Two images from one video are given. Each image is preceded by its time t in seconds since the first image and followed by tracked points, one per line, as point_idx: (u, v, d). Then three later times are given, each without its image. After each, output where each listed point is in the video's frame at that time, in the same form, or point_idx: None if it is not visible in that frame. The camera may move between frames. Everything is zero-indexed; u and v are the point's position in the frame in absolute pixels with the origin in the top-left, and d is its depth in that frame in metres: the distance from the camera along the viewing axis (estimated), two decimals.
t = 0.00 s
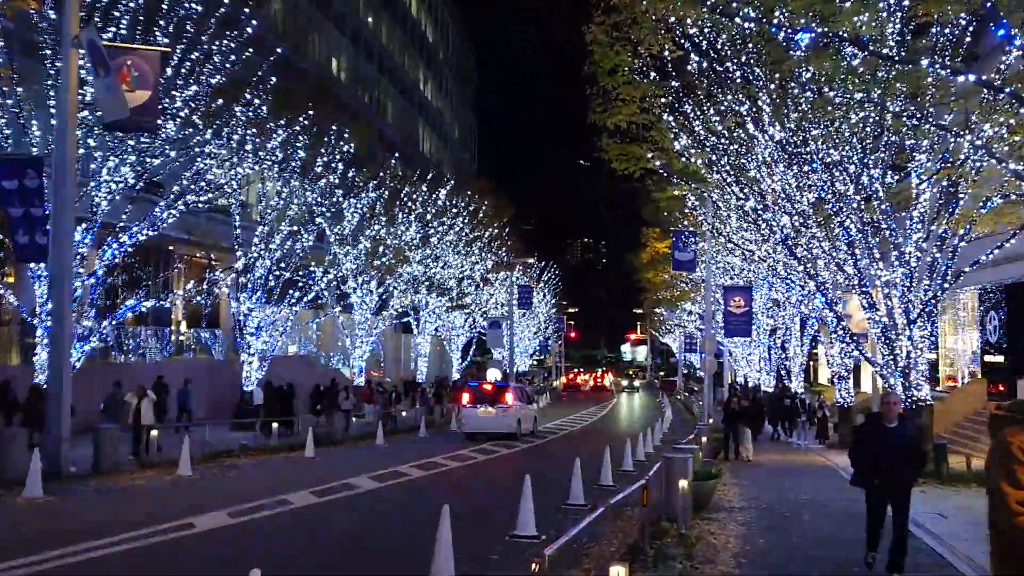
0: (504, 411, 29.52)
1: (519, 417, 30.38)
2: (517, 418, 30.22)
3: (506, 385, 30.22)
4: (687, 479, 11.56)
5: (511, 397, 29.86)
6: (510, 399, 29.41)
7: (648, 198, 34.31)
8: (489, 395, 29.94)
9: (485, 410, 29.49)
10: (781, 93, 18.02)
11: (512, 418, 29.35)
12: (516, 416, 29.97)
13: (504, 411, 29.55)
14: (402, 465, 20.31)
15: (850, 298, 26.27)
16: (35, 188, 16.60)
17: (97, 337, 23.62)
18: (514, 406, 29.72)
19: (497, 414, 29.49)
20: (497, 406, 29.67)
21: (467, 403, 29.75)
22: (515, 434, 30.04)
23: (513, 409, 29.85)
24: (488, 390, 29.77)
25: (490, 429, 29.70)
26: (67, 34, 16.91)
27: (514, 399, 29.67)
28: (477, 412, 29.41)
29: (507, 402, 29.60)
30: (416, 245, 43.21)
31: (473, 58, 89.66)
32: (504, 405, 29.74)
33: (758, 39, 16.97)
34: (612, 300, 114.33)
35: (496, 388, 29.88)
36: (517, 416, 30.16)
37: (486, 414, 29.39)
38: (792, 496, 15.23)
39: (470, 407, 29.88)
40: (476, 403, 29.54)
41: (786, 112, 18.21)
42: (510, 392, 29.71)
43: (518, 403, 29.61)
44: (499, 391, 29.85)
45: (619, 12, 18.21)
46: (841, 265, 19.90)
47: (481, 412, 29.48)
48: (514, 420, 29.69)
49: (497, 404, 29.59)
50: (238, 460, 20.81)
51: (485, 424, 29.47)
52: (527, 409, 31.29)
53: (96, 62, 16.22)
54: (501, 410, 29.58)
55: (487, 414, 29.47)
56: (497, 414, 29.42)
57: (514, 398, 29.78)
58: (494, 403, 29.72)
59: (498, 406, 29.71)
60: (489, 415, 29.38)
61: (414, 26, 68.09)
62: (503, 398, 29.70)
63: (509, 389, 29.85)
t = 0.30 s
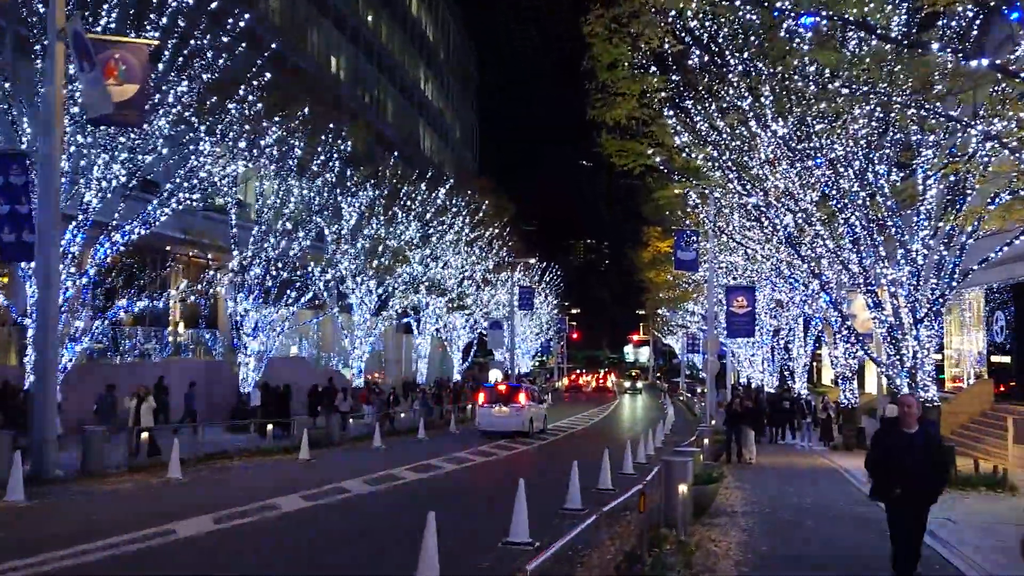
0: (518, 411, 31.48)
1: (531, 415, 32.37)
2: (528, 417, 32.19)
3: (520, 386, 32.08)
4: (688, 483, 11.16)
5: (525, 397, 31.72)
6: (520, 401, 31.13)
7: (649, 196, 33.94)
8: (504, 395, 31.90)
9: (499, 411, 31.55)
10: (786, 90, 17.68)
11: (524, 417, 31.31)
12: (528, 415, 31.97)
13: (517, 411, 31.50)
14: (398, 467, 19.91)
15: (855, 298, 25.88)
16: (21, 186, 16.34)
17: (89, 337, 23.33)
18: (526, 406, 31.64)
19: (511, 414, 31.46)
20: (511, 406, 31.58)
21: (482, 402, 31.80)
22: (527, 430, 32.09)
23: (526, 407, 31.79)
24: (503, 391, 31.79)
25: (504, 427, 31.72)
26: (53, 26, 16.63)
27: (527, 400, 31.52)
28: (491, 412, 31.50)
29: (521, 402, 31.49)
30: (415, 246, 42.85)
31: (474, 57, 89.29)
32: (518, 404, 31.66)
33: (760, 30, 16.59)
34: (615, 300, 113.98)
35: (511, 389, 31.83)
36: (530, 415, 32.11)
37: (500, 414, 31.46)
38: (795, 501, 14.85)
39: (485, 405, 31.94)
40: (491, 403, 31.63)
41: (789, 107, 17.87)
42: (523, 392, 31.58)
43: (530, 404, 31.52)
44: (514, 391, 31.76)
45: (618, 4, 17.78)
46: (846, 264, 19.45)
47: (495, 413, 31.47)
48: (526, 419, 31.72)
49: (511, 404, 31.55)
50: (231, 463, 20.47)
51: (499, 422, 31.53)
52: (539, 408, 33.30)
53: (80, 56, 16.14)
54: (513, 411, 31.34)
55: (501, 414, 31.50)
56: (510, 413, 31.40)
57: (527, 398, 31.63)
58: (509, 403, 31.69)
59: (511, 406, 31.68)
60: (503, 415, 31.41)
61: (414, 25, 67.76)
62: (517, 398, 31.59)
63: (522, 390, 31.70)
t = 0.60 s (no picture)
0: (530, 412, 33.43)
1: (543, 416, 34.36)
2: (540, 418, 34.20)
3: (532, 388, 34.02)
4: (689, 490, 10.84)
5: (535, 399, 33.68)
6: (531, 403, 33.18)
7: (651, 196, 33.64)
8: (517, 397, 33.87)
9: (512, 413, 33.59)
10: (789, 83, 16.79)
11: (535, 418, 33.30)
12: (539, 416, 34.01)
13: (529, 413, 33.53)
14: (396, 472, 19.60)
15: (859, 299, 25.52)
16: (9, 187, 16.30)
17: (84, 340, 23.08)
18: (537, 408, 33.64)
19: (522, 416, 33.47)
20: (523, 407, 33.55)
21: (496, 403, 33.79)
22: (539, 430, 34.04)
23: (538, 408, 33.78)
24: (515, 393, 33.74)
25: (518, 427, 33.71)
26: (41, 22, 16.49)
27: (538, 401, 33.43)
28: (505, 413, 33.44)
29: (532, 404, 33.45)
30: (416, 248, 42.56)
31: (475, 59, 89.08)
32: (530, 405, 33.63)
33: (762, 25, 16.28)
34: (618, 304, 113.60)
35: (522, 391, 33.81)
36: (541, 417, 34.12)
37: (512, 416, 33.50)
38: (798, 505, 14.52)
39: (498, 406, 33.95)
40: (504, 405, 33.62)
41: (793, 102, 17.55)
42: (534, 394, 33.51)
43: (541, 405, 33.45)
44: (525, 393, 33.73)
45: None
46: (851, 263, 19.07)
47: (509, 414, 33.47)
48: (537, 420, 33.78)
49: (523, 405, 33.48)
50: (226, 468, 20.18)
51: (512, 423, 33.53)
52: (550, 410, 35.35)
53: (68, 54, 16.03)
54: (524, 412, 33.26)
55: (513, 415, 33.50)
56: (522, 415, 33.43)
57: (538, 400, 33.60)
58: (521, 404, 33.63)
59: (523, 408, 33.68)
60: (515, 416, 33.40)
61: (415, 27, 67.57)
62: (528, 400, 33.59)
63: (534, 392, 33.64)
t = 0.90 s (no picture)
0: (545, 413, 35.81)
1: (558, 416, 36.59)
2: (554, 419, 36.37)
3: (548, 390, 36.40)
4: (696, 496, 10.41)
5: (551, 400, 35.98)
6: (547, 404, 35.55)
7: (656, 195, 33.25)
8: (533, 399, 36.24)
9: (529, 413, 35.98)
10: (798, 75, 16.79)
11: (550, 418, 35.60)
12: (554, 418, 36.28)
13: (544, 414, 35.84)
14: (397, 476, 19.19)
15: (869, 298, 25.06)
16: None
17: (80, 344, 22.72)
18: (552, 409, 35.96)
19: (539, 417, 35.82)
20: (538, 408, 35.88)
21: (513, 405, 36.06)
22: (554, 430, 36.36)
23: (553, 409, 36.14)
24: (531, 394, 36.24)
25: (534, 426, 36.05)
26: (31, 18, 16.21)
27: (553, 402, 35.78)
28: (523, 413, 35.85)
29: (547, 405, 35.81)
30: (419, 249, 42.19)
31: (480, 60, 88.82)
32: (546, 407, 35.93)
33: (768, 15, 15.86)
34: (624, 305, 113.21)
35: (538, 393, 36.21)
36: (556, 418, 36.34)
37: (529, 417, 35.84)
38: (810, 509, 14.10)
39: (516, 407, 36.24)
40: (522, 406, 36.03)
41: (801, 94, 17.13)
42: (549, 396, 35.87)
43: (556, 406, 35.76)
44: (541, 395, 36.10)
45: None
46: (862, 261, 18.63)
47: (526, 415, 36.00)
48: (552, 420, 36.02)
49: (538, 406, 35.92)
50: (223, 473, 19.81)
51: (528, 423, 35.85)
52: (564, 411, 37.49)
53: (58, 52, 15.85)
54: (541, 413, 35.71)
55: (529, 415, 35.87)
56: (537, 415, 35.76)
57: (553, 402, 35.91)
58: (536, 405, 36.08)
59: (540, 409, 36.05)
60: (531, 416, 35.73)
61: (419, 28, 67.30)
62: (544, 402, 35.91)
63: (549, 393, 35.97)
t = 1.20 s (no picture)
0: (559, 417, 36.95)
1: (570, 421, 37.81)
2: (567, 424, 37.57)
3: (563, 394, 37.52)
4: (703, 508, 10.02)
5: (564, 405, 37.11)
6: (563, 410, 36.63)
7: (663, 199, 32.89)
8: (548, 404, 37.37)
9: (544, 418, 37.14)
10: (812, 69, 16.25)
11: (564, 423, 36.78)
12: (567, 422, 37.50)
13: (559, 418, 37.02)
14: (398, 484, 18.80)
15: (880, 302, 24.62)
16: None
17: (78, 350, 22.42)
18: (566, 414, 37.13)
19: (554, 421, 36.98)
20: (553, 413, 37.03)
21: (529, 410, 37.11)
22: (568, 433, 37.51)
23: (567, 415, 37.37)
24: (547, 399, 37.36)
25: (548, 430, 37.14)
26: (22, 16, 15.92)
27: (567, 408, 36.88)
28: (538, 418, 36.94)
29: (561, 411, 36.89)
30: (424, 255, 41.93)
31: (486, 65, 88.63)
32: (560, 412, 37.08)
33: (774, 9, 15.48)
34: (632, 312, 112.89)
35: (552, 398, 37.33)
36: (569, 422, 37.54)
37: (544, 421, 36.97)
38: (820, 520, 13.70)
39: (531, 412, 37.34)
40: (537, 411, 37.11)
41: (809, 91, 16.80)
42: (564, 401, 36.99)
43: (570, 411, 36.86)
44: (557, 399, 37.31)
45: None
46: (874, 263, 18.19)
47: (541, 419, 37.13)
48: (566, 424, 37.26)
49: (553, 411, 37.05)
50: (221, 481, 19.46)
51: (543, 428, 37.00)
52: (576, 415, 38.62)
53: (50, 50, 15.47)
54: (556, 418, 36.84)
55: (545, 420, 36.97)
56: (552, 420, 36.90)
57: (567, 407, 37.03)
58: (551, 410, 37.21)
59: (555, 414, 37.19)
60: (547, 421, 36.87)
61: (425, 33, 67.09)
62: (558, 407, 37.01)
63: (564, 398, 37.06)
